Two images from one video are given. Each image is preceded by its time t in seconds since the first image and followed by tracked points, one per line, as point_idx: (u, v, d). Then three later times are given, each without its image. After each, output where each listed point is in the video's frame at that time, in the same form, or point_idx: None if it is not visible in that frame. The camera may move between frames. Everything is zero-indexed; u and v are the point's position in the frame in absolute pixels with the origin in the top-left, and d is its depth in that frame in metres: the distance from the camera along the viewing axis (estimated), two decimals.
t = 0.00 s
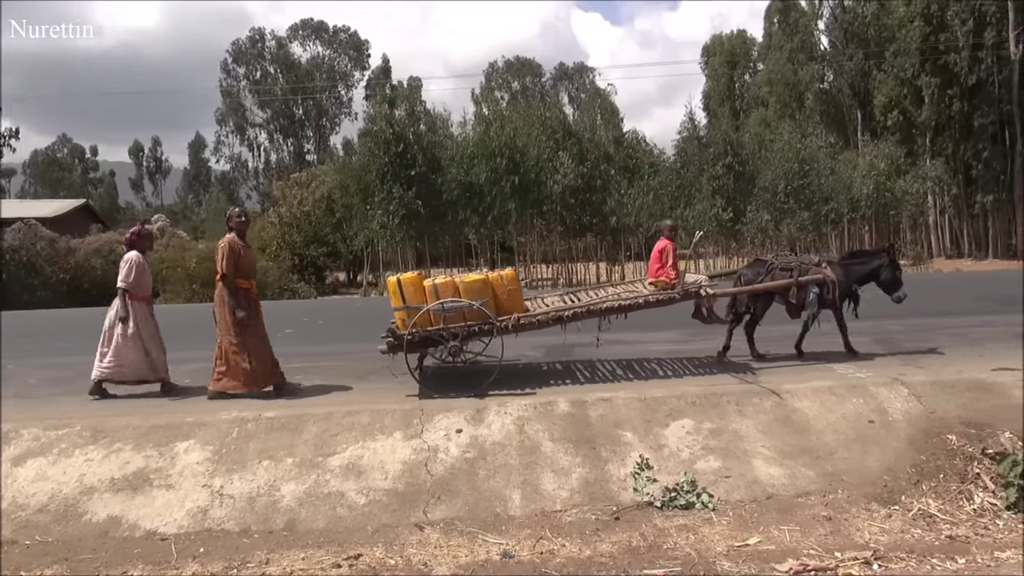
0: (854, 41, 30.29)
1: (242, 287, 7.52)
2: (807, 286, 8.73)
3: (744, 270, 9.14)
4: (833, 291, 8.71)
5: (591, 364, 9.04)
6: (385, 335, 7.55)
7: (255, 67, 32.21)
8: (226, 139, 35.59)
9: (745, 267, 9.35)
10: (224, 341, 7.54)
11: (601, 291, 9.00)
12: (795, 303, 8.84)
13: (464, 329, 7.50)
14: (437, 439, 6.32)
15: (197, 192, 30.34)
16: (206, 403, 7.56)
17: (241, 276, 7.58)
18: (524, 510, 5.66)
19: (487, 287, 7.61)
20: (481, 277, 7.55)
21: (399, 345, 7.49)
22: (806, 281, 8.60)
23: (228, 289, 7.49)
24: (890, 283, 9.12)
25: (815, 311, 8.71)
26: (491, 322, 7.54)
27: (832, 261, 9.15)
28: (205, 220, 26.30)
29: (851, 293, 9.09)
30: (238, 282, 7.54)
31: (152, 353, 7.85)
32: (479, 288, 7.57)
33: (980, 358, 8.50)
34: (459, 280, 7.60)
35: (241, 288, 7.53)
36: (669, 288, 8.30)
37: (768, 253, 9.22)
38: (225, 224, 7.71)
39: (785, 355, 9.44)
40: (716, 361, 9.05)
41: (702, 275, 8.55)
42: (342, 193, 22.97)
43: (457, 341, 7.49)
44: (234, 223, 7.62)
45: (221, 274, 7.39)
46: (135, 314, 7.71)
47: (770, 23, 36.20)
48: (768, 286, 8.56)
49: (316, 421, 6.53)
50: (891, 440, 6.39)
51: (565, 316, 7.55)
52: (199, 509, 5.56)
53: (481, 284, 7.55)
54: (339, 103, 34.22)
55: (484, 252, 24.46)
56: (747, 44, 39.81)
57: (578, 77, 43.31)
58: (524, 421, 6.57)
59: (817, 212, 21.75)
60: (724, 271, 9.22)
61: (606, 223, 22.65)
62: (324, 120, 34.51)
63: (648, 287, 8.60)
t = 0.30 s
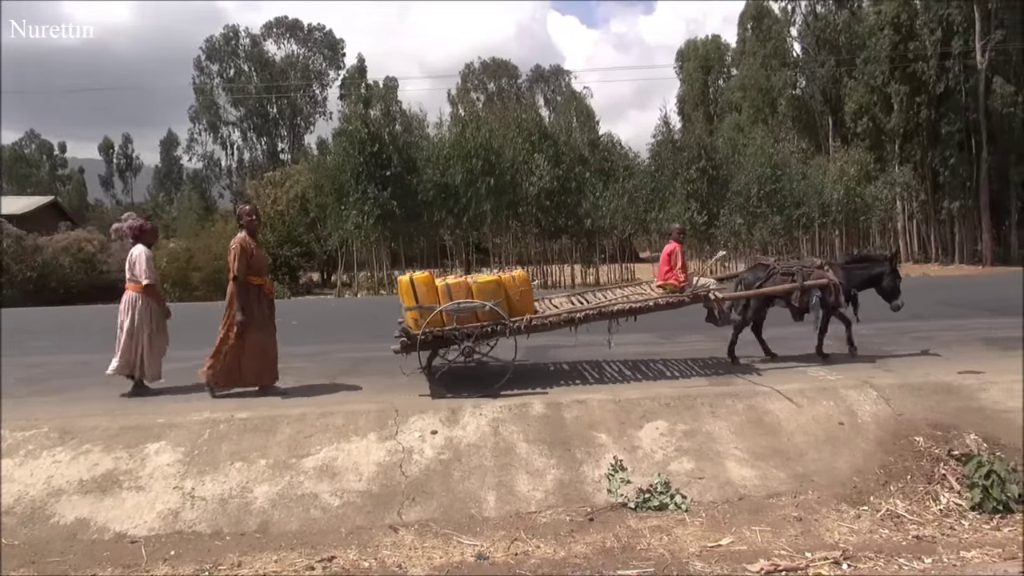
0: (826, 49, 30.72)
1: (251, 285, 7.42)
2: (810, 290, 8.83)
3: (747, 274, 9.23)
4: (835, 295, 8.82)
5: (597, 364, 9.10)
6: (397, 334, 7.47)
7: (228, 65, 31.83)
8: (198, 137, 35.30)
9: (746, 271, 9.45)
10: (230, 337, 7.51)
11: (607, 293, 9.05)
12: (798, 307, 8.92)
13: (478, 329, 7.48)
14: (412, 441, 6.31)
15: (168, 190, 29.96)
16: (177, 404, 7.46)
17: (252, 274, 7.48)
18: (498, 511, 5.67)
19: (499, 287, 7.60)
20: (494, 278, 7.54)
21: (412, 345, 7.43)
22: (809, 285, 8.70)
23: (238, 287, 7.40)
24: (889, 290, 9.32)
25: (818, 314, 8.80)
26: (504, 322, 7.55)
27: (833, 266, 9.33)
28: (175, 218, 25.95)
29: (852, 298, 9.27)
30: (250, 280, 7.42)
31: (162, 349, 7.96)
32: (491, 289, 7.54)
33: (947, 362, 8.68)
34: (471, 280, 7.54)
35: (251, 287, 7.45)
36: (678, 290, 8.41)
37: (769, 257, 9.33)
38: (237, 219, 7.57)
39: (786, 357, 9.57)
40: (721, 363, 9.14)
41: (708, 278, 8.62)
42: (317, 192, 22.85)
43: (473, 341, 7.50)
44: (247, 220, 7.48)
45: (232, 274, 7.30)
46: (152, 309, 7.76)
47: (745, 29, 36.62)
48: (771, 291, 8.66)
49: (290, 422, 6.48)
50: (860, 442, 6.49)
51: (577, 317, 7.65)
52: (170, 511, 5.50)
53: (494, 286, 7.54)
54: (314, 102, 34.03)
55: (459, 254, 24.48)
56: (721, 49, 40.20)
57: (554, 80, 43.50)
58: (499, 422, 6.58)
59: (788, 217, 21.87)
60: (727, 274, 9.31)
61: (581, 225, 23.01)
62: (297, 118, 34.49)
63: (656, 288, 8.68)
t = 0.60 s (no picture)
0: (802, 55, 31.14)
1: (260, 284, 7.52)
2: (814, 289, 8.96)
3: (752, 274, 9.31)
4: (837, 293, 8.97)
5: (605, 365, 9.18)
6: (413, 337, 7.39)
7: (206, 64, 31.52)
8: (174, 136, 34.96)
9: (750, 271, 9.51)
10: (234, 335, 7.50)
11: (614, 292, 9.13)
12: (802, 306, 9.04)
13: (492, 329, 7.47)
14: (391, 443, 6.28)
15: (143, 189, 29.64)
16: (153, 407, 7.37)
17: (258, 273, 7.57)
18: (478, 514, 5.66)
19: (514, 288, 7.58)
20: (509, 279, 7.51)
21: (428, 346, 7.34)
22: (813, 285, 8.82)
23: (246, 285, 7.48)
24: (890, 290, 9.37)
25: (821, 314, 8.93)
26: (518, 323, 7.53)
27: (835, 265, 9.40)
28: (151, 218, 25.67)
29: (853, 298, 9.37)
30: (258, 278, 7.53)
31: (159, 348, 7.95)
32: (506, 290, 7.52)
33: (921, 364, 8.81)
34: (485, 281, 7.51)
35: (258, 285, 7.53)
36: (686, 291, 8.43)
37: (773, 257, 9.43)
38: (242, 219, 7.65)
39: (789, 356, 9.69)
40: (729, 363, 9.25)
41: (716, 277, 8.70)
42: (295, 193, 22.72)
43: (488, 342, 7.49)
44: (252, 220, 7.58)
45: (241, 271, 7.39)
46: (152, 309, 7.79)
47: (722, 34, 36.95)
48: (777, 290, 8.76)
49: (267, 424, 6.43)
50: (836, 443, 6.56)
51: (590, 318, 7.70)
52: (145, 514, 5.42)
53: (509, 287, 7.52)
54: (292, 102, 33.82)
55: (438, 255, 24.51)
56: (700, 54, 40.50)
57: (534, 82, 43.61)
58: (479, 425, 6.57)
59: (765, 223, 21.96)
60: (731, 274, 9.45)
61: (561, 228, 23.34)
62: (276, 118, 34.26)
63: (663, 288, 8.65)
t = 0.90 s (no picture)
0: (781, 60, 31.44)
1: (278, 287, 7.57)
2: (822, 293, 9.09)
3: (763, 278, 9.27)
4: (846, 297, 9.09)
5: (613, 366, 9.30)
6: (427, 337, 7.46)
7: (185, 61, 31.19)
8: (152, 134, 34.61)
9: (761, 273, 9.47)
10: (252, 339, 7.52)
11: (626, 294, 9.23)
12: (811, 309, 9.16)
13: (506, 329, 7.55)
14: (372, 445, 6.24)
15: (120, 187, 29.31)
16: (129, 408, 7.28)
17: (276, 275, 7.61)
18: (458, 516, 5.64)
19: (528, 288, 7.67)
20: (523, 278, 7.62)
21: (444, 345, 7.40)
22: (822, 288, 8.94)
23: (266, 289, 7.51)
24: (897, 295, 9.41)
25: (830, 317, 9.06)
26: (532, 323, 7.63)
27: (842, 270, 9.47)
28: (128, 216, 25.40)
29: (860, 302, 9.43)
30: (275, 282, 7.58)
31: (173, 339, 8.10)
32: (520, 290, 7.61)
33: (898, 368, 8.92)
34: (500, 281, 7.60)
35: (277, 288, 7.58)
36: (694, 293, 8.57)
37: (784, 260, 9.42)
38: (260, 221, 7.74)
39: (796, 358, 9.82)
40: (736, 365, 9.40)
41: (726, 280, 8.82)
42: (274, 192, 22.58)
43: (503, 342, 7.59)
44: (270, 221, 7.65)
45: (261, 273, 7.42)
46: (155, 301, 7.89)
47: (703, 38, 37.20)
48: (787, 293, 8.87)
49: (246, 426, 6.36)
50: (814, 446, 6.61)
51: (602, 318, 7.86)
52: (120, 517, 5.36)
53: (523, 286, 7.62)
54: (272, 101, 33.62)
55: (418, 256, 24.50)
56: (681, 58, 40.72)
57: (515, 84, 43.68)
58: (460, 427, 6.55)
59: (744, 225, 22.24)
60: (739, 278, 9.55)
61: (542, 230, 23.30)
62: (255, 117, 34.04)
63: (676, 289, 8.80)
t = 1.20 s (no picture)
0: (769, 64, 31.40)
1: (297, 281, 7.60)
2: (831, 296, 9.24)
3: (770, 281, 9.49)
4: (853, 301, 9.17)
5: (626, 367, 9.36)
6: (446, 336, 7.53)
7: (172, 60, 30.99)
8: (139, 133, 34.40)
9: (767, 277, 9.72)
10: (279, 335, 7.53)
11: (639, 296, 9.30)
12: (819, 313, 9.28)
13: (524, 330, 7.57)
14: (358, 446, 6.21)
15: (106, 186, 29.08)
16: (112, 409, 7.21)
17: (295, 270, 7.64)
18: (444, 518, 5.62)
19: (545, 290, 7.67)
20: (540, 280, 7.63)
21: (461, 346, 7.48)
22: (832, 292, 9.06)
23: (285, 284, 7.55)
24: (902, 298, 9.45)
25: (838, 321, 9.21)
26: (548, 323, 7.65)
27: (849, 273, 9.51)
28: (114, 215, 25.23)
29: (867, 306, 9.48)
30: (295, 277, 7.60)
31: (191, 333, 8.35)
32: (537, 291, 7.62)
33: (883, 371, 8.97)
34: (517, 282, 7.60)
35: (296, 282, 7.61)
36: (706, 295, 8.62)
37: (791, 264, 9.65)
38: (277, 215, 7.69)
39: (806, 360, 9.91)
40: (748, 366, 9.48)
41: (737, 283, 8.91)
42: (263, 192, 22.48)
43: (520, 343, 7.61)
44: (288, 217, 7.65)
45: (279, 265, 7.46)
46: (169, 304, 8.07)
47: (691, 42, 37.34)
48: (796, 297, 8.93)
49: (231, 427, 6.32)
50: (800, 449, 6.64)
51: (619, 320, 7.89)
52: (103, 519, 5.31)
53: (541, 287, 7.62)
54: (260, 100, 33.48)
55: (406, 257, 24.43)
56: (669, 61, 40.84)
57: (504, 86, 43.74)
58: (447, 428, 6.52)
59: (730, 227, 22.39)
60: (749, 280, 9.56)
61: (530, 231, 23.75)
62: (243, 116, 33.90)
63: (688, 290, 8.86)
